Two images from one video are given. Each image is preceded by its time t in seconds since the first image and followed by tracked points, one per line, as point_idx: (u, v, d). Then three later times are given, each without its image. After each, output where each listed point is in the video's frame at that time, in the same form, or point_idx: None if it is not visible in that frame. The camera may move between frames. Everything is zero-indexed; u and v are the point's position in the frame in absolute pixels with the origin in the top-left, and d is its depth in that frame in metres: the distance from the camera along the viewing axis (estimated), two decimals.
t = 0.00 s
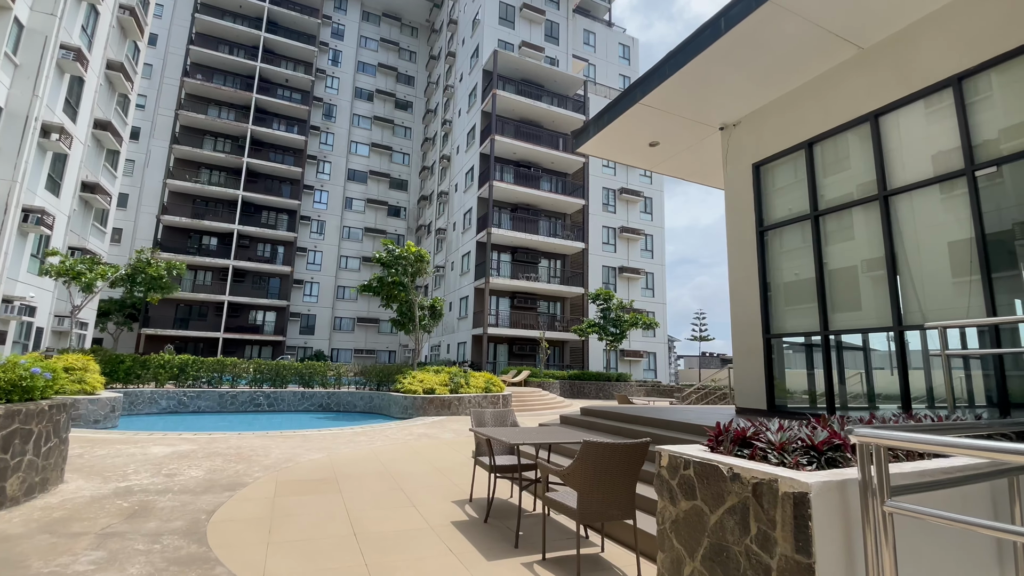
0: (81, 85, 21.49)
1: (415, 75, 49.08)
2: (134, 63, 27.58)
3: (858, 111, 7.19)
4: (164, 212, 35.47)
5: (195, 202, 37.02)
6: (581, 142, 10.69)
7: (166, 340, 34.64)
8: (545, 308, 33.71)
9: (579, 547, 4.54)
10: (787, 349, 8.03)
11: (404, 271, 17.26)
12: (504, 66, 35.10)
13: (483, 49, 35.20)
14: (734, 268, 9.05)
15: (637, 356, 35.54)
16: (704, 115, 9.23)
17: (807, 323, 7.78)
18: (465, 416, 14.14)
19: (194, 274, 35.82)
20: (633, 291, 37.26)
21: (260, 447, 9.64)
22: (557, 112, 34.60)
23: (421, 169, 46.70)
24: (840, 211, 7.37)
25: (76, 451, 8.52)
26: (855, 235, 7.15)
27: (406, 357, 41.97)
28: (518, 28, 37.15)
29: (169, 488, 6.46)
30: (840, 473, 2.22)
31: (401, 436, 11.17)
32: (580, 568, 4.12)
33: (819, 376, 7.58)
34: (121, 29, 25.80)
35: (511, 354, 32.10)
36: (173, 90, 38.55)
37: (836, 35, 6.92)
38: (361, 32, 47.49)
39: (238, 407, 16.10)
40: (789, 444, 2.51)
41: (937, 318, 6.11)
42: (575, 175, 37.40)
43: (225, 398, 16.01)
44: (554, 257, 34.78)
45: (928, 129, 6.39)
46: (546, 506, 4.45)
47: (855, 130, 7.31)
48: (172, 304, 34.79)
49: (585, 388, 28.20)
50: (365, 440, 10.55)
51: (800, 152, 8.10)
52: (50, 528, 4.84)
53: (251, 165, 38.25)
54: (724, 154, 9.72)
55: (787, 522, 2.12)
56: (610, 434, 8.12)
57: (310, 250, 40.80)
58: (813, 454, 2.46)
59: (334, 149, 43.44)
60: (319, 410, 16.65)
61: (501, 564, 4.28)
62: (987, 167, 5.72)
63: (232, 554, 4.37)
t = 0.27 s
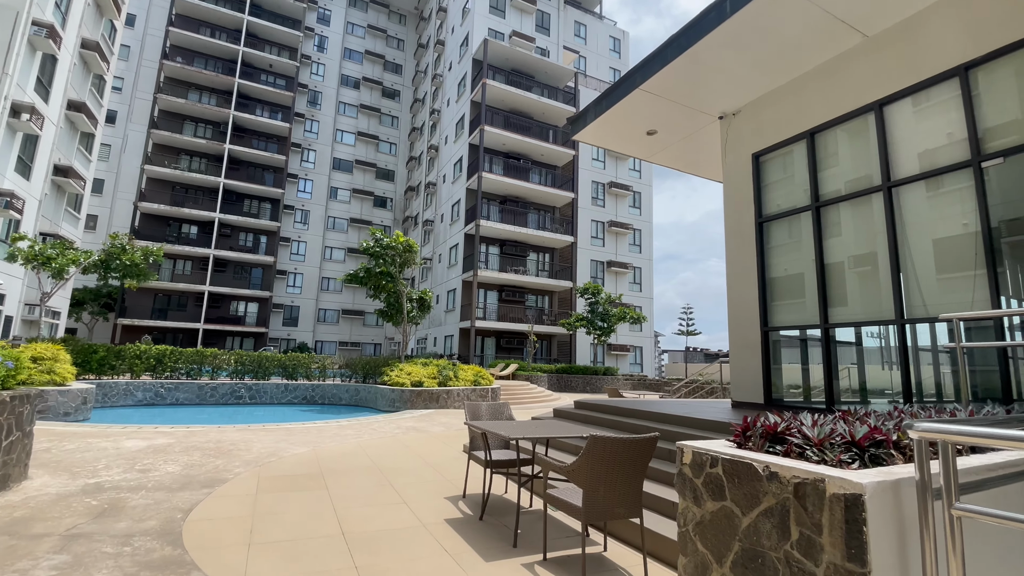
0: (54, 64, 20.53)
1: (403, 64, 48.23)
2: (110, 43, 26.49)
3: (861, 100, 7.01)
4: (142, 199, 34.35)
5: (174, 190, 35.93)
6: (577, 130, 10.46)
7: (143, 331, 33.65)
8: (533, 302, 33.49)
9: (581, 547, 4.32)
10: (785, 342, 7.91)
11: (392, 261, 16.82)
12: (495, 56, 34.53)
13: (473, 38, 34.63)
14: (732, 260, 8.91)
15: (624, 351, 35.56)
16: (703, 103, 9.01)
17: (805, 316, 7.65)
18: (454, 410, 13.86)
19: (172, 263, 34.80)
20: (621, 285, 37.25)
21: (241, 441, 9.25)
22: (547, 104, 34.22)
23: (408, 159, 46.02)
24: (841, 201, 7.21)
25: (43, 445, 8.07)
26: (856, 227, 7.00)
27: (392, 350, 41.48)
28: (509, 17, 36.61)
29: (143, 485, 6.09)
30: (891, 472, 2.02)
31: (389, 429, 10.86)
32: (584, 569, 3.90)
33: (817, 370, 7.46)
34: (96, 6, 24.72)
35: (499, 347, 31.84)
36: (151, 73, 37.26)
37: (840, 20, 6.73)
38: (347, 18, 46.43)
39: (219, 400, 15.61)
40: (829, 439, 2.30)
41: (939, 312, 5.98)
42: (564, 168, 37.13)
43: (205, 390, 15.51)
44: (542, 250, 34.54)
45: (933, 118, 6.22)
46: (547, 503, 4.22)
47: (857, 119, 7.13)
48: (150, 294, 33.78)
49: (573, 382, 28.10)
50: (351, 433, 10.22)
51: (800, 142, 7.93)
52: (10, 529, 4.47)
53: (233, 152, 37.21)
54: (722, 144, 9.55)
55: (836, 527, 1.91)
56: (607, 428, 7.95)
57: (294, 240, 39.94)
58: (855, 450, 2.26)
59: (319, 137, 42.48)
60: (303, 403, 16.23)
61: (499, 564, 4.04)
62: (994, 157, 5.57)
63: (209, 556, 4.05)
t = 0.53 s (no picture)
0: (14, 41, 19.36)
1: (385, 52, 47.23)
2: (76, 21, 25.17)
3: (862, 90, 6.93)
4: (111, 186, 32.96)
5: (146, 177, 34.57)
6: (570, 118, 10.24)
7: (113, 324, 32.37)
8: (517, 296, 33.25)
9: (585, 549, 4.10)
10: (780, 335, 7.83)
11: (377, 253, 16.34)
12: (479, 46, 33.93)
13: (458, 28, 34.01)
14: (727, 252, 8.80)
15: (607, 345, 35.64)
16: (700, 91, 8.86)
17: (801, 309, 7.57)
18: (440, 405, 13.56)
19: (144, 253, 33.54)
20: (605, 279, 37.29)
21: (218, 438, 8.81)
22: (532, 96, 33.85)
23: (390, 150, 45.19)
24: (840, 193, 7.13)
25: (2, 444, 7.52)
26: (855, 218, 6.92)
27: (373, 344, 40.85)
28: (494, 7, 36.04)
29: (113, 486, 5.68)
30: (958, 471, 1.84)
31: (374, 425, 10.52)
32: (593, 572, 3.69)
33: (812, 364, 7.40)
34: None
35: (482, 341, 31.54)
36: (121, 56, 35.71)
37: (843, 8, 6.61)
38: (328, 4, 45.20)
39: (194, 395, 14.99)
40: (881, 436, 2.12)
41: (938, 305, 5.92)
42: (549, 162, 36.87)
43: (179, 385, 14.86)
44: (527, 244, 34.31)
45: (935, 109, 6.16)
46: (551, 503, 3.99)
47: (856, 110, 7.05)
48: (121, 286, 32.46)
49: (557, 376, 28.04)
50: (335, 430, 9.86)
51: (798, 132, 7.83)
52: None
53: (208, 140, 35.95)
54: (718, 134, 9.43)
55: (904, 533, 1.73)
56: (601, 422, 7.77)
57: (272, 231, 38.87)
58: (910, 448, 2.08)
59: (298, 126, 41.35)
60: (282, 398, 15.74)
61: (501, 569, 3.79)
62: (997, 147, 5.50)
63: (188, 566, 3.72)
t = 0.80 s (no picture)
0: None
1: (362, 42, 46.12)
2: None
3: (853, 84, 6.91)
4: (71, 175, 31.33)
5: (109, 166, 32.97)
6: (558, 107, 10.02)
7: (74, 319, 30.86)
8: (498, 291, 32.99)
9: (586, 552, 3.94)
10: (770, 330, 7.82)
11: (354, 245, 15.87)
12: (460, 37, 33.34)
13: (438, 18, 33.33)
14: (715, 246, 8.76)
15: (587, 340, 35.71)
16: (689, 83, 8.76)
17: (790, 304, 7.57)
18: (421, 402, 13.24)
19: (108, 246, 32.13)
20: (585, 275, 37.36)
21: (187, 439, 8.34)
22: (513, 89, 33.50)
23: (367, 142, 44.24)
24: (831, 187, 7.13)
25: None
26: (844, 213, 6.94)
27: (349, 339, 40.05)
28: None
29: (72, 494, 5.24)
30: (1015, 473, 1.76)
31: (354, 423, 10.16)
32: None
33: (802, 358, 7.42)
34: None
35: (462, 337, 31.18)
36: (81, 38, 33.91)
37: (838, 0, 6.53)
38: None
39: (161, 394, 14.29)
40: (926, 437, 2.02)
41: (929, 299, 5.97)
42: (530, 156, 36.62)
43: (145, 383, 14.13)
44: (507, 239, 34.05)
45: (926, 103, 6.16)
46: (551, 507, 3.79)
47: (848, 103, 7.04)
48: (82, 279, 31.10)
49: (537, 371, 27.96)
50: (313, 429, 9.47)
51: (788, 126, 7.80)
52: None
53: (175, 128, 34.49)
54: (706, 128, 9.37)
55: (966, 543, 1.68)
56: (591, 418, 7.63)
57: (243, 224, 37.66)
58: (958, 447, 1.99)
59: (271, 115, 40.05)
60: (256, 396, 15.14)
61: None
62: (988, 143, 5.55)
63: None
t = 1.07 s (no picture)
0: None
1: (334, 32, 44.88)
2: None
3: (839, 79, 6.94)
4: (22, 165, 29.52)
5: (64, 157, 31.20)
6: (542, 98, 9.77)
7: (23, 318, 29.05)
8: (474, 288, 32.63)
9: (582, 557, 3.76)
10: (755, 325, 7.82)
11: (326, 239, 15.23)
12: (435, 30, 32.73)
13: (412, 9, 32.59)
14: (699, 241, 8.72)
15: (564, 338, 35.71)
16: (675, 76, 8.68)
17: (776, 298, 7.58)
18: (398, 401, 12.85)
19: (62, 240, 30.40)
20: (561, 272, 37.36)
21: (148, 445, 7.79)
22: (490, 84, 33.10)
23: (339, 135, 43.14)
24: (816, 182, 7.15)
25: None
26: (829, 207, 6.97)
27: (321, 338, 39.02)
28: None
29: (16, 508, 4.74)
30: None
31: (329, 425, 9.73)
32: None
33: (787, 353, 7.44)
34: None
35: (438, 334, 30.68)
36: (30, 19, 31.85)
37: None
38: None
39: (119, 396, 13.44)
40: (974, 434, 2.02)
41: (913, 294, 6.03)
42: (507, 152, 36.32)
43: (102, 384, 13.27)
44: (484, 235, 33.71)
45: (911, 99, 6.23)
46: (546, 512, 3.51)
47: (833, 98, 7.06)
48: (33, 276, 29.36)
49: (515, 369, 27.77)
50: (285, 431, 9.00)
51: (773, 121, 7.81)
52: None
53: (135, 117, 32.83)
54: (690, 122, 9.32)
55: None
56: (577, 416, 7.48)
57: (208, 218, 36.20)
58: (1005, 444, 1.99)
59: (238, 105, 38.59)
60: (223, 397, 14.41)
61: None
62: (974, 138, 5.62)
63: None
